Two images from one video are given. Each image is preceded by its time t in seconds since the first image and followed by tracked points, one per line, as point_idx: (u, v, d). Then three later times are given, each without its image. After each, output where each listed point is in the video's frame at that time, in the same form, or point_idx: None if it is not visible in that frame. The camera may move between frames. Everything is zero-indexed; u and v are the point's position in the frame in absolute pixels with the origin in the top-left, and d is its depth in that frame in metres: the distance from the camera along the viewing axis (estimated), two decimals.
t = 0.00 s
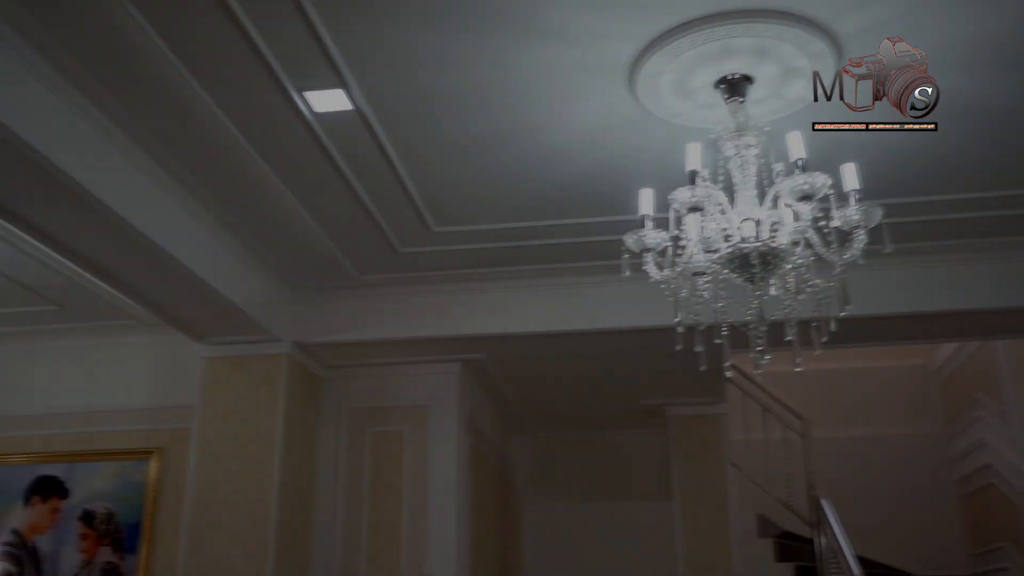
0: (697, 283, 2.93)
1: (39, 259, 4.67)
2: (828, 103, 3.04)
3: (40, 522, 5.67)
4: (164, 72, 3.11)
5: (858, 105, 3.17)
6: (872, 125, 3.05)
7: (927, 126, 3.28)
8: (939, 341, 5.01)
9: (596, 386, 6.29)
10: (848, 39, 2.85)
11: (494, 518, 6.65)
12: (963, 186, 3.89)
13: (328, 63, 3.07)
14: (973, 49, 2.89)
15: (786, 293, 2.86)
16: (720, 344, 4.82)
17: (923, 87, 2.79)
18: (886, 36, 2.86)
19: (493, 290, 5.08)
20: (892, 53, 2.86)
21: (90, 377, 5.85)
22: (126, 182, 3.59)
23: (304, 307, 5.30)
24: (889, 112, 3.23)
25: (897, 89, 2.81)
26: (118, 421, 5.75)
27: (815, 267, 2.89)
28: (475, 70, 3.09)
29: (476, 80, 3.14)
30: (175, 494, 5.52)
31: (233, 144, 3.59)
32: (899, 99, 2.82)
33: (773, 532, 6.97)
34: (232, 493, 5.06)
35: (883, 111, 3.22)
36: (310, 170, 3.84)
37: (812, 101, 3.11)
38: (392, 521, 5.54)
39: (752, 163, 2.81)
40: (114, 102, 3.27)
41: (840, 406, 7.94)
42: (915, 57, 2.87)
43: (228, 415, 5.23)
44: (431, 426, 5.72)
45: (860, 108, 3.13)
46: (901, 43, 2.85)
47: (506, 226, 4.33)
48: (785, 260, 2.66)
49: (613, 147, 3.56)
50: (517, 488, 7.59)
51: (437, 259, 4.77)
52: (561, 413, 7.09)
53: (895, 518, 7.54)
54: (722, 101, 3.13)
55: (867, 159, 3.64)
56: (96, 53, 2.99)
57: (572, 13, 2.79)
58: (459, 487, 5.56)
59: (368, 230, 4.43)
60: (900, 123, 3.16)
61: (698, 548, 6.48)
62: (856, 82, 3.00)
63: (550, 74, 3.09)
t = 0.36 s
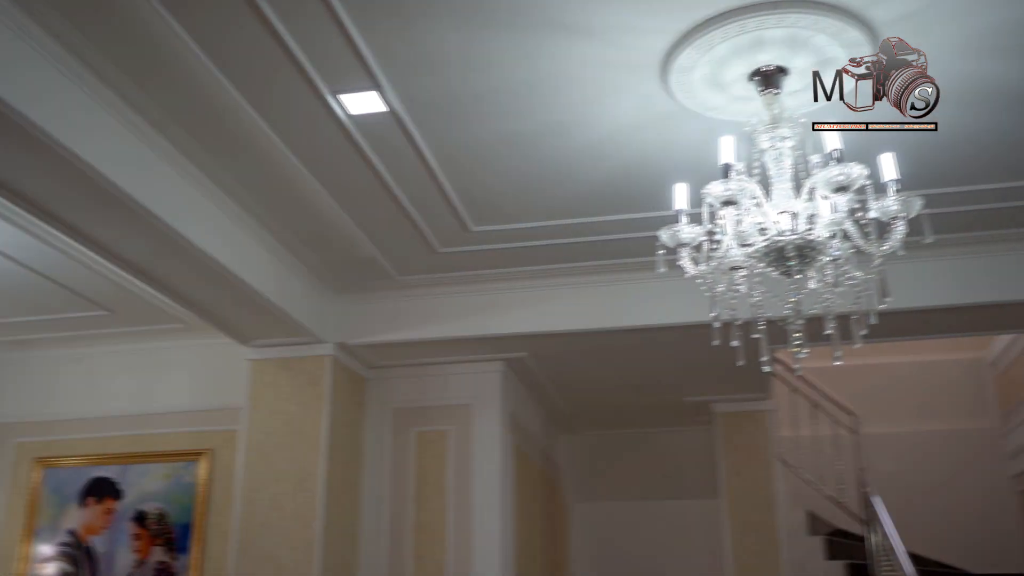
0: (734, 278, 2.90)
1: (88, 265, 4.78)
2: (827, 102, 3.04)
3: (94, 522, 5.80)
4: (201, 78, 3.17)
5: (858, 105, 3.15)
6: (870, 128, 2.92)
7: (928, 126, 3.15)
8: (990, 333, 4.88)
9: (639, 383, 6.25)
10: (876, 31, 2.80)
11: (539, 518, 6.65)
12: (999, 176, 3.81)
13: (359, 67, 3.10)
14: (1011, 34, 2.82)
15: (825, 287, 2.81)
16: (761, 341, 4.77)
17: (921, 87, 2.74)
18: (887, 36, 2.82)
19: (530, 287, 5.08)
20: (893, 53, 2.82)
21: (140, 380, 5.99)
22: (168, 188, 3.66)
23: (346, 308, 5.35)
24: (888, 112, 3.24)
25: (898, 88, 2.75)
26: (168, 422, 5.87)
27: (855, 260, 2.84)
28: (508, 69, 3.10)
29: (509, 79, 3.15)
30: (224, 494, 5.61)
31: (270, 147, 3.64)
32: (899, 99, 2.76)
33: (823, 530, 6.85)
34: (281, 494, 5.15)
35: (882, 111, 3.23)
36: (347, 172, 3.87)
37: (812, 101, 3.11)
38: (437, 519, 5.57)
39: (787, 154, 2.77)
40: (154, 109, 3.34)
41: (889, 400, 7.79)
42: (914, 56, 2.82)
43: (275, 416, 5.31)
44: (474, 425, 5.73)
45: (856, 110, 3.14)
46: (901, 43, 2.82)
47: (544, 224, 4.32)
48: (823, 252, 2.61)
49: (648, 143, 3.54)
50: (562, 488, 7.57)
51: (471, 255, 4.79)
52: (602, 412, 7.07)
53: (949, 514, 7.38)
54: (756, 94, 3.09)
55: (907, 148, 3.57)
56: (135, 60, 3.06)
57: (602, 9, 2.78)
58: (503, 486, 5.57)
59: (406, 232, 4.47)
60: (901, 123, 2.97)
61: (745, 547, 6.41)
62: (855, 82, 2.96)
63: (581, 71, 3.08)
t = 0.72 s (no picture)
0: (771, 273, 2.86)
1: (133, 270, 4.87)
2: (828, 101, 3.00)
3: (145, 523, 5.91)
4: (236, 82, 3.22)
5: (857, 103, 3.11)
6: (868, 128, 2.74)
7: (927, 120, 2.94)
8: None
9: (680, 380, 6.21)
10: (911, 20, 2.74)
11: (583, 517, 6.63)
12: None
13: (391, 68, 3.13)
14: None
15: (864, 280, 2.77)
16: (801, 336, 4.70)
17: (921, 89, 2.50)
18: (886, 37, 2.57)
19: (568, 285, 5.07)
20: (893, 51, 2.56)
21: (186, 383, 6.12)
22: (208, 192, 3.72)
23: (386, 309, 5.40)
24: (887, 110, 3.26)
25: (897, 90, 2.52)
26: (214, 423, 5.99)
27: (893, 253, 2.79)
28: (539, 68, 3.11)
29: (539, 77, 3.16)
30: (270, 493, 5.71)
31: (307, 150, 3.69)
32: (899, 101, 2.53)
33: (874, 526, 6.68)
34: (327, 491, 5.20)
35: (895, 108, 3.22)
36: (383, 173, 3.91)
37: (811, 102, 3.03)
38: (480, 517, 5.60)
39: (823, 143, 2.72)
40: (191, 112, 3.39)
41: (938, 394, 7.62)
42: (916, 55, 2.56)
43: (318, 416, 5.38)
44: (515, 423, 5.74)
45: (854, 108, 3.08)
46: (902, 42, 2.55)
47: (580, 222, 4.32)
48: (860, 245, 2.57)
49: (681, 139, 3.53)
50: (604, 486, 7.55)
51: (509, 255, 4.80)
52: (643, 410, 7.04)
53: (1001, 510, 7.22)
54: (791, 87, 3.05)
55: (947, 139, 3.50)
56: (172, 66, 3.12)
57: (629, 4, 2.77)
58: (545, 484, 5.58)
59: (442, 232, 4.50)
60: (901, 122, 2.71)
61: (791, 545, 6.32)
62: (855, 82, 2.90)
63: (611, 67, 3.07)
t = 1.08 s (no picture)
0: (806, 269, 2.84)
1: (178, 275, 4.98)
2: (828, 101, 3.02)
3: (193, 522, 6.03)
4: (273, 90, 3.29)
5: (858, 104, 3.11)
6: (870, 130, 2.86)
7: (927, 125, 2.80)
8: None
9: (720, 378, 6.17)
10: (945, 12, 2.71)
11: (624, 516, 6.63)
12: None
13: (423, 73, 3.18)
14: None
15: (900, 275, 2.74)
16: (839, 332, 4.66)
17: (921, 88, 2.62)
18: (887, 36, 2.71)
19: (605, 284, 5.07)
20: (892, 51, 2.69)
21: (231, 385, 6.24)
22: (249, 198, 3.80)
23: (425, 309, 5.45)
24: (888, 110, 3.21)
25: (897, 90, 2.64)
26: (259, 424, 6.09)
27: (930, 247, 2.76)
28: (571, 69, 3.13)
29: (570, 78, 3.18)
30: (314, 493, 5.79)
31: (343, 154, 3.75)
32: (899, 100, 2.65)
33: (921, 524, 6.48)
34: (369, 490, 5.26)
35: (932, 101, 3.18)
36: (419, 177, 3.96)
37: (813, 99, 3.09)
38: (520, 516, 5.63)
39: (855, 137, 2.71)
40: (228, 116, 3.45)
41: (988, 389, 7.46)
42: (915, 56, 2.69)
43: (359, 416, 5.45)
44: (555, 422, 5.76)
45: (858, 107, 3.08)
46: (902, 42, 2.69)
47: (617, 220, 4.32)
48: (895, 239, 2.55)
49: (715, 136, 3.52)
50: (646, 484, 7.52)
51: (546, 255, 4.82)
52: (683, 407, 7.00)
53: None
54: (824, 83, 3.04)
55: (987, 131, 3.45)
56: (212, 75, 3.20)
57: (658, 4, 2.78)
58: (585, 482, 5.59)
59: (479, 233, 4.53)
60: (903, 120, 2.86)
61: (835, 543, 6.25)
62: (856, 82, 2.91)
63: (641, 67, 3.08)
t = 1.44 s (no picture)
0: (835, 268, 2.84)
1: (217, 280, 5.09)
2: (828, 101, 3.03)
3: (234, 523, 6.14)
4: (302, 96, 3.35)
5: (858, 104, 3.09)
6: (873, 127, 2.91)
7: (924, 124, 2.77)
8: None
9: (754, 376, 6.15)
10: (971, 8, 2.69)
11: (660, 515, 6.63)
12: None
13: (451, 79, 3.23)
14: None
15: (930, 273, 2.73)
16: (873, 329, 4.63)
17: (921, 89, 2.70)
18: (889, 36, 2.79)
19: (637, 284, 5.07)
20: (893, 51, 2.78)
21: (269, 388, 6.35)
22: (284, 205, 3.88)
23: (458, 311, 5.51)
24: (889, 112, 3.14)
25: (897, 90, 2.71)
26: (297, 427, 6.19)
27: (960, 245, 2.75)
28: (597, 72, 3.16)
29: (595, 82, 3.21)
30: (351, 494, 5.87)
31: (374, 159, 3.81)
32: (899, 100, 2.72)
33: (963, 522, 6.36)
34: (406, 490, 5.32)
35: (961, 97, 3.16)
36: (449, 181, 4.01)
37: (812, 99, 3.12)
38: (556, 515, 5.65)
39: (883, 137, 2.73)
40: (257, 121, 3.51)
41: None
42: (915, 56, 2.79)
43: (394, 418, 5.51)
44: (588, 422, 5.78)
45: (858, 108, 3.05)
46: (901, 42, 2.77)
47: (646, 221, 4.33)
48: (923, 237, 2.55)
49: (741, 137, 3.52)
50: (682, 484, 7.50)
51: (577, 257, 4.84)
52: (718, 407, 6.98)
53: None
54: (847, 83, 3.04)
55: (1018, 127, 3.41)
56: (244, 83, 3.27)
57: (682, 5, 2.80)
58: (619, 482, 5.60)
59: (510, 236, 4.57)
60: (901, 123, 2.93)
61: (874, 541, 6.20)
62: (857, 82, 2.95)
63: (666, 69, 3.10)
